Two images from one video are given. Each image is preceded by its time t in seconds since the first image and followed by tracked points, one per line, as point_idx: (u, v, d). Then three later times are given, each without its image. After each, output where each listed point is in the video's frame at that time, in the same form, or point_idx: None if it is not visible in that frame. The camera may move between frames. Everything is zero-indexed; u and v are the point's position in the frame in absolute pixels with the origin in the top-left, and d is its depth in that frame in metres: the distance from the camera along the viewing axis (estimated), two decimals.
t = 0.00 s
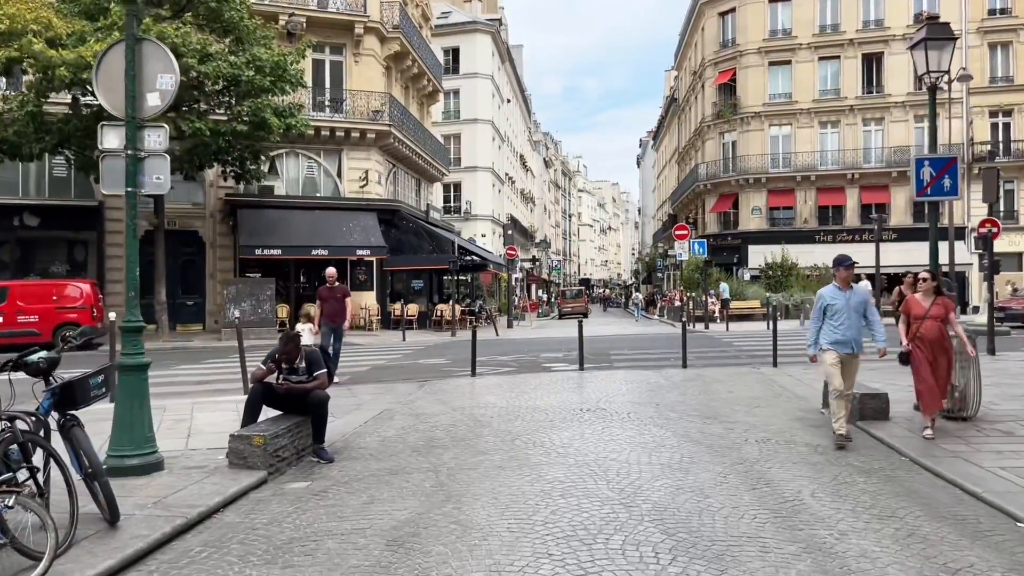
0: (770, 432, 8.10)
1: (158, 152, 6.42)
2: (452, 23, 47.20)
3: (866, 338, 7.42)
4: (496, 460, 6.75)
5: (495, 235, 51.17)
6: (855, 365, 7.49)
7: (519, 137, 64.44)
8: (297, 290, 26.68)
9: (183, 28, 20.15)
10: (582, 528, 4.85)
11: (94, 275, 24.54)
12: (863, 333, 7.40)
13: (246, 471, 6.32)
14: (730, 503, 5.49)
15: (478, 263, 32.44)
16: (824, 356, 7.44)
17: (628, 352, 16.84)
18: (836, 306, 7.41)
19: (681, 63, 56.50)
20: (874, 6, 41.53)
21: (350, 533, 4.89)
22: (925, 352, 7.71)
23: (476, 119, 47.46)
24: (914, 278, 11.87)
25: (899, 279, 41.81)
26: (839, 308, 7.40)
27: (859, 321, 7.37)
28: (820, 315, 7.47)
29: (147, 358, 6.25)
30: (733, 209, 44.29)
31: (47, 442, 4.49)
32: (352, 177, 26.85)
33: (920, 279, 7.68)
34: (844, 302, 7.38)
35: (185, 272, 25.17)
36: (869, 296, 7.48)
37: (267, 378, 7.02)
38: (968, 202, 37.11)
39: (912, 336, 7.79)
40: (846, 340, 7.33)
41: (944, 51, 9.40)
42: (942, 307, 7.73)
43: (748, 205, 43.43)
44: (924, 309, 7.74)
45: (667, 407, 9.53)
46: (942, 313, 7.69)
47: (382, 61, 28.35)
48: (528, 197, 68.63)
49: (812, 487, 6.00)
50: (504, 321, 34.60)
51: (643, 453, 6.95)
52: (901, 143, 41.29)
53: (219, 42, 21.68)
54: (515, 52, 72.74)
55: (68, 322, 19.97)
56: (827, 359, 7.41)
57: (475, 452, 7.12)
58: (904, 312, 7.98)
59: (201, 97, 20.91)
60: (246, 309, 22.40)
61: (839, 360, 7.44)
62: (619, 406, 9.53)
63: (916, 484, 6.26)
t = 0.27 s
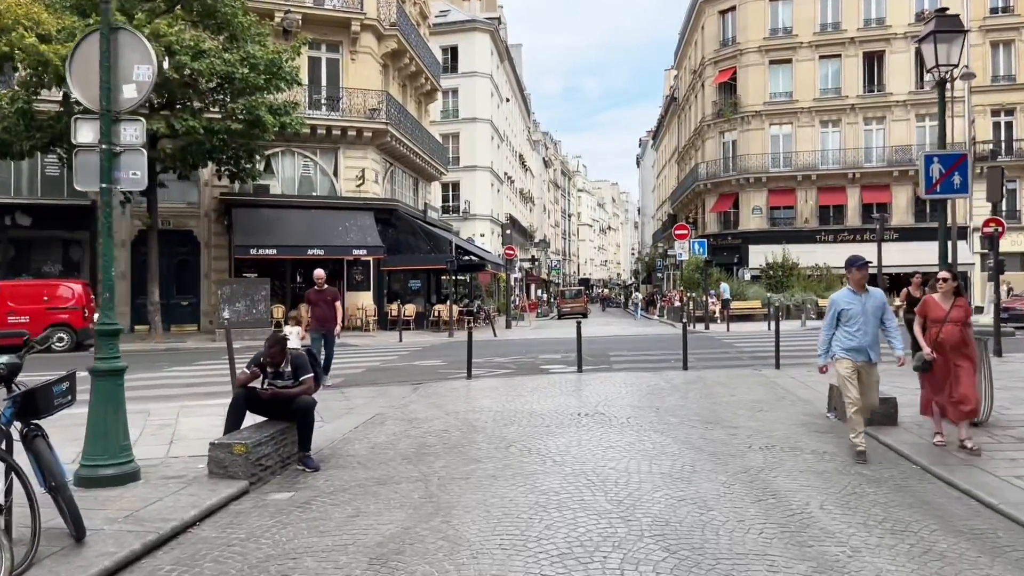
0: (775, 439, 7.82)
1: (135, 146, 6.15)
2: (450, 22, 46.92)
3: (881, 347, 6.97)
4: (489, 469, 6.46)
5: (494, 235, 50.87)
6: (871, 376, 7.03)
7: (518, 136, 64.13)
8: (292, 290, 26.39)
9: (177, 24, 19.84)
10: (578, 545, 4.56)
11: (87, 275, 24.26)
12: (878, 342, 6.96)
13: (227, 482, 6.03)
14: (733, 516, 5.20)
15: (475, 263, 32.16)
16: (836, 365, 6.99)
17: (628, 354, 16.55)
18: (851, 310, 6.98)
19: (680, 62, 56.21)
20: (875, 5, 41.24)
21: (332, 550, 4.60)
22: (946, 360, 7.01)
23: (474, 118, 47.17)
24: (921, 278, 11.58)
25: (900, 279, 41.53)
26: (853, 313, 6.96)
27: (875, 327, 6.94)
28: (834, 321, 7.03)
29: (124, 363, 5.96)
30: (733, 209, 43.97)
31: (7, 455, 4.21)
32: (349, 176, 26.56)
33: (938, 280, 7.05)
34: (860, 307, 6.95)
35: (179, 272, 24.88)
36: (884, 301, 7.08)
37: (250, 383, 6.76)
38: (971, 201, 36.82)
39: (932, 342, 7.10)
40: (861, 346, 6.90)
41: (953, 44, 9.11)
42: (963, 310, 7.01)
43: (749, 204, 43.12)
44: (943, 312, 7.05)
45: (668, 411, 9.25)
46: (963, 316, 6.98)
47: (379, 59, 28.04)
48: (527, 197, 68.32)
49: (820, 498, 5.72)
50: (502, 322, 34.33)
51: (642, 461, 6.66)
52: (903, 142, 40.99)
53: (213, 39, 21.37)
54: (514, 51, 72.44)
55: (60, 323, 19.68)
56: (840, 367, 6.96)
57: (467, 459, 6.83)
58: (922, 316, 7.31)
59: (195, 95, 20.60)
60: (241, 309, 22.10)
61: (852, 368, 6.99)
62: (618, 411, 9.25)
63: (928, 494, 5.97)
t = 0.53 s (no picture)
0: (779, 444, 7.50)
1: (104, 136, 5.82)
2: (449, 21, 46.62)
3: (902, 347, 6.44)
4: (480, 476, 6.14)
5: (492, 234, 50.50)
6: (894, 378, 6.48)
7: (517, 136, 63.82)
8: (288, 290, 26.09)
9: (168, 19, 19.51)
10: (569, 561, 4.25)
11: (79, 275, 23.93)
12: (900, 341, 6.41)
13: (202, 490, 5.70)
14: (737, 528, 4.88)
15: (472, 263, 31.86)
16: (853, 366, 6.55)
17: (627, 355, 16.22)
18: (868, 307, 6.47)
19: (680, 60, 55.89)
20: (877, 2, 40.91)
21: (305, 567, 4.29)
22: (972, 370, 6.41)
23: (473, 117, 46.84)
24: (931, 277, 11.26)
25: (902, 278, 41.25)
26: (870, 310, 6.46)
27: (895, 324, 6.42)
28: (849, 318, 6.55)
29: (92, 365, 5.65)
30: (733, 208, 43.64)
31: None
32: (345, 174, 26.26)
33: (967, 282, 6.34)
34: (877, 303, 6.45)
35: (173, 272, 24.60)
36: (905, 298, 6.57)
37: (230, 387, 6.46)
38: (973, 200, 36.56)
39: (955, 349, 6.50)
40: (878, 346, 6.37)
41: (962, 34, 8.80)
42: (992, 314, 6.39)
43: (749, 204, 42.80)
44: (969, 316, 6.45)
45: (668, 415, 8.93)
46: (990, 320, 6.39)
47: (376, 56, 27.72)
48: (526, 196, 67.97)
49: (829, 508, 5.40)
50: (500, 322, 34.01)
51: (640, 467, 6.34)
52: (904, 141, 40.66)
53: (206, 35, 21.04)
54: (513, 50, 72.11)
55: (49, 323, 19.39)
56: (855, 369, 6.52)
57: (457, 466, 6.51)
58: (944, 319, 6.67)
59: (188, 92, 20.26)
60: (234, 309, 21.78)
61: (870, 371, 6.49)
62: (616, 414, 8.93)
63: (942, 504, 5.65)
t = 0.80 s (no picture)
0: (784, 453, 7.21)
1: (73, 134, 5.52)
2: (447, 19, 46.33)
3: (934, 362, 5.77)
4: (471, 489, 5.85)
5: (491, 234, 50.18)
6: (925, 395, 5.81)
7: (517, 135, 63.54)
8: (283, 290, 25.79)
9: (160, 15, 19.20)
10: None
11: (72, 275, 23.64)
12: (932, 354, 5.74)
13: (177, 505, 5.40)
14: (742, 548, 4.59)
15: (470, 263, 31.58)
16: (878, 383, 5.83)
17: (626, 357, 15.91)
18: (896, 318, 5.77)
19: (680, 59, 55.61)
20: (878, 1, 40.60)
21: None
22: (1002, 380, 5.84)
23: (471, 116, 46.54)
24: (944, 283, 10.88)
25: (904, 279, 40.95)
26: (899, 320, 5.76)
27: (928, 338, 5.74)
28: (874, 330, 5.84)
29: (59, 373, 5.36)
30: (734, 208, 43.34)
31: None
32: (341, 173, 25.95)
33: (994, 283, 5.86)
34: (907, 313, 5.76)
35: (166, 272, 24.32)
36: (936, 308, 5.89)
37: (209, 396, 6.16)
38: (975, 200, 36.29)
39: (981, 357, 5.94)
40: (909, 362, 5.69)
41: (972, 29, 8.51)
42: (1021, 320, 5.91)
43: (750, 203, 42.50)
44: (997, 322, 5.94)
45: (668, 422, 8.64)
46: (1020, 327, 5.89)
47: (372, 54, 27.41)
48: (525, 196, 67.68)
49: (838, 525, 5.12)
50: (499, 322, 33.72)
51: (639, 481, 6.04)
52: (906, 140, 40.38)
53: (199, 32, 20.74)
54: (512, 49, 71.80)
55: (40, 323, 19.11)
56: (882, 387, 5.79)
57: (448, 478, 6.22)
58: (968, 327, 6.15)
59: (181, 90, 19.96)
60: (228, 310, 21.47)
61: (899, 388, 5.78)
62: (614, 421, 8.64)
63: (956, 520, 5.35)
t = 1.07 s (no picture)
0: (789, 458, 6.91)
1: (39, 122, 5.23)
2: (446, 17, 46.05)
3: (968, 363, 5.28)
4: (460, 497, 5.55)
5: (490, 234, 49.87)
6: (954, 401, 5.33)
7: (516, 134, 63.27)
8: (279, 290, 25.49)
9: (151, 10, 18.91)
10: None
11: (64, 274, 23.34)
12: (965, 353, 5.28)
13: (148, 514, 5.11)
14: (749, 562, 4.28)
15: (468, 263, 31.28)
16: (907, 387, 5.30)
17: (626, 358, 15.61)
18: (925, 315, 5.28)
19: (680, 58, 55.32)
20: None
21: None
22: None
23: (470, 115, 46.24)
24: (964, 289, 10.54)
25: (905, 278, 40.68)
26: (928, 318, 5.28)
27: (959, 337, 5.26)
28: (901, 330, 5.36)
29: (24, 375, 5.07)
30: (734, 207, 43.04)
31: None
32: (337, 171, 25.64)
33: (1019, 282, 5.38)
34: (937, 310, 5.26)
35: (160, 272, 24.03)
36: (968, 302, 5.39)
37: (186, 398, 5.87)
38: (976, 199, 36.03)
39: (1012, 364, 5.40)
40: (943, 363, 5.20)
41: (983, 18, 8.21)
42: None
43: (750, 202, 42.19)
44: None
45: (668, 424, 8.35)
46: None
47: (369, 51, 27.10)
48: (524, 196, 67.37)
49: (848, 535, 4.83)
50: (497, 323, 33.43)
51: (638, 488, 5.73)
52: (907, 139, 40.10)
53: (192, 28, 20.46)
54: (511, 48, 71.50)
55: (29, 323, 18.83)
56: (912, 391, 5.28)
57: (438, 486, 5.91)
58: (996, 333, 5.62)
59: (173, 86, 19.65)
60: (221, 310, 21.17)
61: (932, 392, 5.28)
62: (612, 424, 8.33)
63: (971, 530, 5.05)
